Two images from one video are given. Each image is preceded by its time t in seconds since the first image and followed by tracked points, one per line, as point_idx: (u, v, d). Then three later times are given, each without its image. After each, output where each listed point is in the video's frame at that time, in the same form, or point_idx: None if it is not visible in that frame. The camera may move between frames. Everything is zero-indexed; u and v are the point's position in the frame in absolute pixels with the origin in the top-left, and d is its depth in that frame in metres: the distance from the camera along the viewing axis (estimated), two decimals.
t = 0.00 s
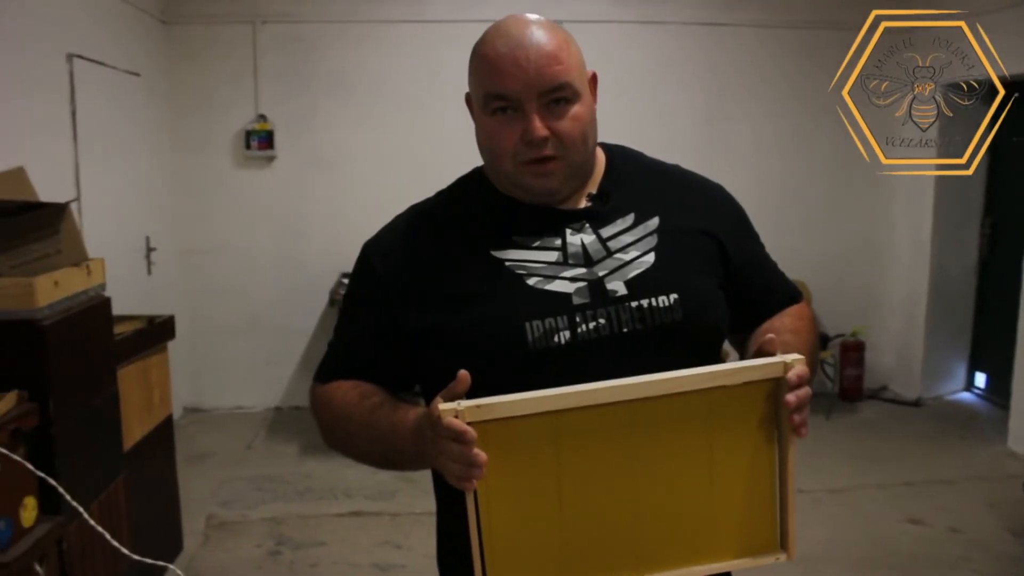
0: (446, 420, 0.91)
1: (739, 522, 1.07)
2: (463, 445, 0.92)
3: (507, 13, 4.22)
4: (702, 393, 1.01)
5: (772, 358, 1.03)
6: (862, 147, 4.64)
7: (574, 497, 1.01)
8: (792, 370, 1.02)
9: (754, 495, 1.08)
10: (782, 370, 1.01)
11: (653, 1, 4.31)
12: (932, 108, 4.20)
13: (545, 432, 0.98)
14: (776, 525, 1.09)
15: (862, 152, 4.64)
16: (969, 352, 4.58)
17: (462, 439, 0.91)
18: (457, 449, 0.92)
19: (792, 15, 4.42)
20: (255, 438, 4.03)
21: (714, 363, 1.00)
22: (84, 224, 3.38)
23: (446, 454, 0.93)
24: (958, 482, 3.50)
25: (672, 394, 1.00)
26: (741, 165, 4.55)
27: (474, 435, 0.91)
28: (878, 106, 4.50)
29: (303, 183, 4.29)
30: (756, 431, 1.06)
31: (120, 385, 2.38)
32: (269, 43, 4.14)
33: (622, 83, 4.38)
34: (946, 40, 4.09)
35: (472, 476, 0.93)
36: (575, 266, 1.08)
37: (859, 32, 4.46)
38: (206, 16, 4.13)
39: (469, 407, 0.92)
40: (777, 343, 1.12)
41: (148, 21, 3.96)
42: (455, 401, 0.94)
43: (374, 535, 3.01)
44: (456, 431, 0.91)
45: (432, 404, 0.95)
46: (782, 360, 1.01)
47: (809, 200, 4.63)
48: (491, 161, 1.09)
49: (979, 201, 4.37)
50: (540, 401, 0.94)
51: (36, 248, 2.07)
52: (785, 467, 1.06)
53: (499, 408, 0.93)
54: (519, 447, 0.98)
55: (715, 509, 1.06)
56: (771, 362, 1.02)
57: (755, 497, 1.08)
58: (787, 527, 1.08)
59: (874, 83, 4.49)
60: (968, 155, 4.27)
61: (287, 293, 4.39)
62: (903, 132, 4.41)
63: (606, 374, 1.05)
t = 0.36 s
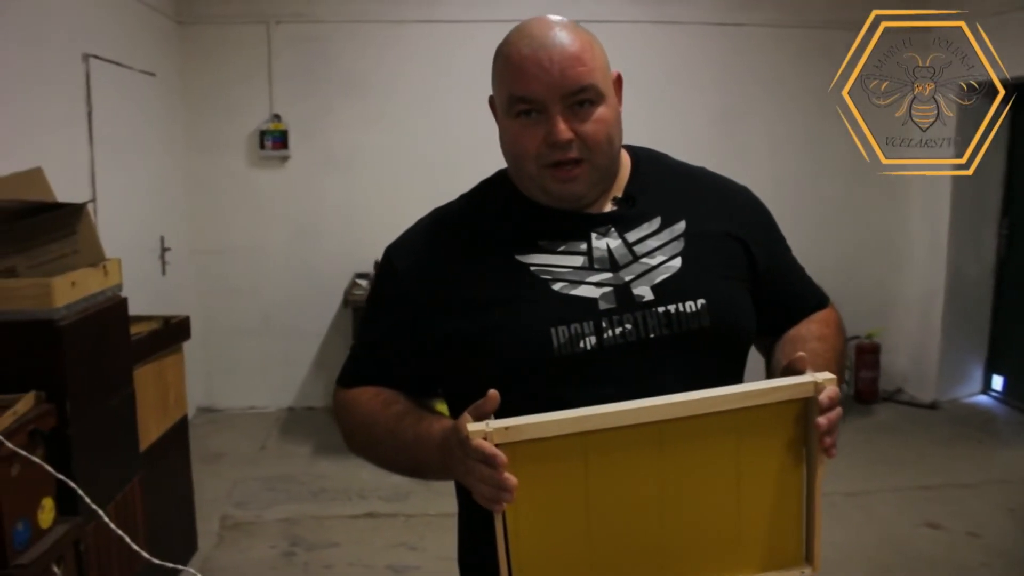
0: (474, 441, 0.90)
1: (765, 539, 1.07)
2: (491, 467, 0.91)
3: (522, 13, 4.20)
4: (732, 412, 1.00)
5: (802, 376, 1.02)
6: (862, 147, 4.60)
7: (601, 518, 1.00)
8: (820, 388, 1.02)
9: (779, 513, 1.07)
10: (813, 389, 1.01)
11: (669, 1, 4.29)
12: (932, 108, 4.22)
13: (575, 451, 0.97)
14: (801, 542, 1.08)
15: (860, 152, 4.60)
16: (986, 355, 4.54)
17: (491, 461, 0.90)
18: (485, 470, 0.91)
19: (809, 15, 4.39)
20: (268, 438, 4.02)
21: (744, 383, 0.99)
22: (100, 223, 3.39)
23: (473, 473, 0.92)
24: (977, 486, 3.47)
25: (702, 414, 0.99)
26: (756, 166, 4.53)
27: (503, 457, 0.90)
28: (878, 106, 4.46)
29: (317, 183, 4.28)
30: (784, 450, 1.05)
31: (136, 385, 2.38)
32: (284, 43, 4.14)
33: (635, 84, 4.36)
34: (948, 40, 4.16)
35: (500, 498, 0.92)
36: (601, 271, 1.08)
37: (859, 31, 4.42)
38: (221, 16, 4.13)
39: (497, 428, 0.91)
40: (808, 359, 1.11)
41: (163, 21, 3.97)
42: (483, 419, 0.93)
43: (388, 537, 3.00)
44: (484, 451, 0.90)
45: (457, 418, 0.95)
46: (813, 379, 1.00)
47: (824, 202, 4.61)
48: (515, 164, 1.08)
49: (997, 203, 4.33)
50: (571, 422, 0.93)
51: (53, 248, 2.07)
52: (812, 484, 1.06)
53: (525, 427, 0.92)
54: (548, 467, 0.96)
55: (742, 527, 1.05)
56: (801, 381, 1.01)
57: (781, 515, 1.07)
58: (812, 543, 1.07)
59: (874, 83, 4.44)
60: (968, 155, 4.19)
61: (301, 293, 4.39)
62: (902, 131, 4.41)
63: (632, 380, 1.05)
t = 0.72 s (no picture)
0: (498, 429, 0.89)
1: (794, 533, 1.05)
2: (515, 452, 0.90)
3: (531, 14, 4.20)
4: (759, 400, 0.99)
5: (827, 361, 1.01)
6: (862, 146, 4.58)
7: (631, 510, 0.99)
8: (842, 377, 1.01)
9: (807, 505, 1.05)
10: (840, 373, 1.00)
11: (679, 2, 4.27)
12: (932, 108, 4.21)
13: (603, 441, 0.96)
14: (830, 532, 1.07)
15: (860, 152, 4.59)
16: (996, 357, 4.52)
17: (515, 447, 0.89)
18: (510, 457, 0.90)
19: (818, 16, 4.38)
20: (276, 440, 4.01)
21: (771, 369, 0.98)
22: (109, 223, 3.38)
23: (494, 463, 0.91)
24: (989, 489, 3.45)
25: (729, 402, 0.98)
26: (766, 167, 4.52)
27: (528, 443, 0.89)
28: (878, 106, 4.44)
29: (325, 184, 4.28)
30: (812, 439, 1.04)
31: (146, 387, 2.36)
32: (292, 43, 4.13)
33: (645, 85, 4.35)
34: (948, 41, 4.13)
35: (524, 487, 0.91)
36: (627, 272, 1.09)
37: (859, 31, 4.40)
38: (230, 16, 4.12)
39: (522, 414, 0.90)
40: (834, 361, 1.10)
41: (172, 21, 3.96)
42: (507, 408, 0.92)
43: (398, 539, 2.99)
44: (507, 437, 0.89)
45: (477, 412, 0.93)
46: (838, 365, 1.00)
47: (834, 203, 4.59)
48: (540, 162, 1.07)
49: (1008, 204, 4.30)
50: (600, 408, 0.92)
51: (65, 249, 2.06)
52: (840, 472, 1.05)
53: (550, 414, 0.91)
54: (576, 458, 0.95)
55: (770, 519, 1.04)
56: (827, 368, 1.00)
57: (810, 505, 1.06)
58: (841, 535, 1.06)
59: (874, 83, 4.42)
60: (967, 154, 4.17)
61: (309, 294, 4.38)
62: (901, 130, 4.40)
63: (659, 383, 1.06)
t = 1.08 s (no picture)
0: (523, 419, 0.92)
1: (818, 526, 1.11)
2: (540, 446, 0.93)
3: (535, 12, 4.19)
4: (790, 390, 1.05)
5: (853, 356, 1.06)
6: (862, 147, 4.59)
7: (665, 493, 1.05)
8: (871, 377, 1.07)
9: (832, 498, 1.11)
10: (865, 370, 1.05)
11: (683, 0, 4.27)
12: (932, 108, 4.23)
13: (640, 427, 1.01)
14: (855, 527, 1.12)
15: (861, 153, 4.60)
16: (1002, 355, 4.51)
17: (542, 441, 0.92)
18: (535, 449, 0.93)
19: (822, 14, 4.37)
20: (281, 440, 4.00)
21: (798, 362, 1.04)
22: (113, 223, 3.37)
23: (520, 456, 0.94)
24: (996, 487, 3.45)
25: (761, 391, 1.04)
26: (770, 166, 4.51)
27: (554, 434, 0.92)
28: (878, 106, 4.44)
29: (329, 184, 4.27)
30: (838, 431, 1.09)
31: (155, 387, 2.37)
32: (296, 42, 4.13)
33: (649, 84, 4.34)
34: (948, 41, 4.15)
35: (549, 477, 0.94)
36: (647, 266, 1.15)
37: (860, 31, 4.41)
38: (233, 16, 4.12)
39: (547, 404, 0.94)
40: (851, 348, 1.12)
41: (176, 21, 3.95)
42: (530, 398, 0.96)
43: (405, 538, 2.98)
44: (533, 431, 0.92)
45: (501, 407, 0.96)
46: (863, 361, 1.05)
47: (838, 202, 4.60)
48: (562, 156, 1.14)
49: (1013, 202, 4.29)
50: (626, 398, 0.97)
51: (76, 247, 2.05)
52: (866, 465, 1.10)
53: (575, 404, 0.95)
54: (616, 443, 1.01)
55: (795, 511, 1.10)
56: (856, 360, 1.05)
57: (835, 496, 1.11)
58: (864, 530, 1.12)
59: (874, 83, 4.42)
60: (968, 155, 4.18)
61: (313, 294, 4.38)
62: (901, 131, 4.41)
63: (680, 371, 1.12)
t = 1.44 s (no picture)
0: (534, 421, 0.92)
1: (823, 529, 1.10)
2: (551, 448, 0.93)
3: (537, 8, 4.17)
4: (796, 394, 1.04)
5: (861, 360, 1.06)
6: (863, 147, 4.58)
7: (668, 496, 1.04)
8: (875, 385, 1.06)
9: (837, 502, 1.10)
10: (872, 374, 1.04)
11: None
12: (932, 108, 4.19)
13: (642, 431, 1.01)
14: (857, 535, 1.11)
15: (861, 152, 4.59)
16: (1004, 351, 4.50)
17: (552, 443, 0.92)
18: (546, 452, 0.93)
19: (824, 9, 4.36)
20: (282, 438, 3.99)
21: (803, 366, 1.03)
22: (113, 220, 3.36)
23: (530, 458, 0.94)
24: (999, 483, 3.44)
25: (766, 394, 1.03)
26: (772, 162, 4.50)
27: (564, 436, 0.92)
28: (878, 105, 4.40)
29: (330, 180, 4.26)
30: (842, 436, 1.08)
31: (155, 385, 2.36)
32: (296, 39, 4.12)
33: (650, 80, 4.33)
34: (948, 40, 4.08)
35: (559, 480, 0.94)
36: (653, 260, 1.13)
37: (859, 31, 4.39)
38: (234, 12, 4.10)
39: (557, 407, 0.94)
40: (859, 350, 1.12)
41: (176, 17, 3.94)
42: (540, 401, 0.95)
43: (406, 535, 2.97)
44: (545, 433, 0.92)
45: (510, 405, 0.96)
46: (870, 365, 1.04)
47: (840, 198, 4.58)
48: (570, 148, 1.13)
49: (1015, 198, 4.28)
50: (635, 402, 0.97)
51: (76, 244, 2.02)
52: (871, 473, 1.09)
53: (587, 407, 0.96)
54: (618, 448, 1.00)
55: (798, 515, 1.08)
56: (862, 366, 1.04)
57: (837, 503, 1.10)
58: (868, 534, 1.10)
59: (874, 83, 4.38)
60: (968, 154, 4.17)
61: (314, 291, 4.37)
62: (902, 130, 4.37)
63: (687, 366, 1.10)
